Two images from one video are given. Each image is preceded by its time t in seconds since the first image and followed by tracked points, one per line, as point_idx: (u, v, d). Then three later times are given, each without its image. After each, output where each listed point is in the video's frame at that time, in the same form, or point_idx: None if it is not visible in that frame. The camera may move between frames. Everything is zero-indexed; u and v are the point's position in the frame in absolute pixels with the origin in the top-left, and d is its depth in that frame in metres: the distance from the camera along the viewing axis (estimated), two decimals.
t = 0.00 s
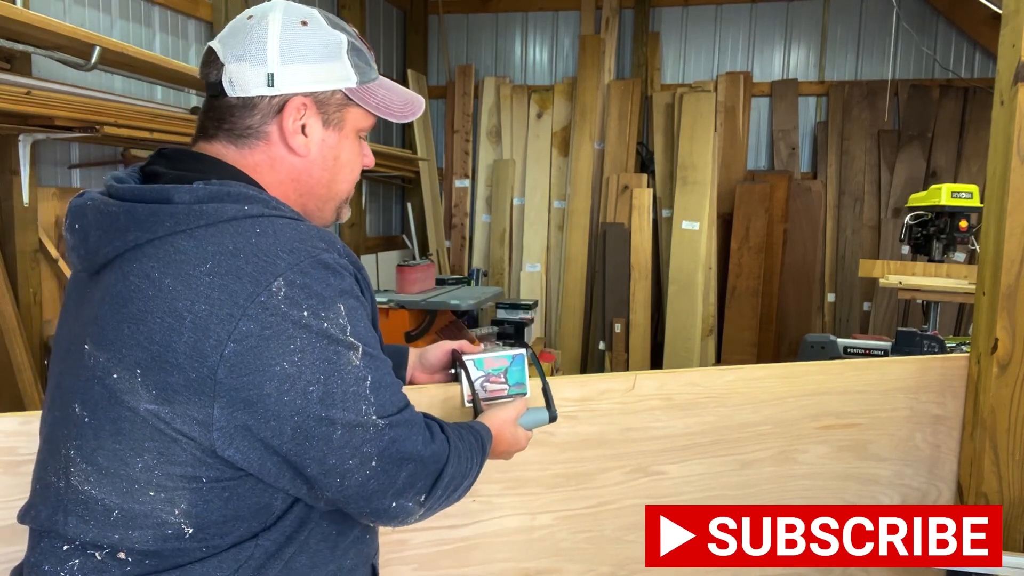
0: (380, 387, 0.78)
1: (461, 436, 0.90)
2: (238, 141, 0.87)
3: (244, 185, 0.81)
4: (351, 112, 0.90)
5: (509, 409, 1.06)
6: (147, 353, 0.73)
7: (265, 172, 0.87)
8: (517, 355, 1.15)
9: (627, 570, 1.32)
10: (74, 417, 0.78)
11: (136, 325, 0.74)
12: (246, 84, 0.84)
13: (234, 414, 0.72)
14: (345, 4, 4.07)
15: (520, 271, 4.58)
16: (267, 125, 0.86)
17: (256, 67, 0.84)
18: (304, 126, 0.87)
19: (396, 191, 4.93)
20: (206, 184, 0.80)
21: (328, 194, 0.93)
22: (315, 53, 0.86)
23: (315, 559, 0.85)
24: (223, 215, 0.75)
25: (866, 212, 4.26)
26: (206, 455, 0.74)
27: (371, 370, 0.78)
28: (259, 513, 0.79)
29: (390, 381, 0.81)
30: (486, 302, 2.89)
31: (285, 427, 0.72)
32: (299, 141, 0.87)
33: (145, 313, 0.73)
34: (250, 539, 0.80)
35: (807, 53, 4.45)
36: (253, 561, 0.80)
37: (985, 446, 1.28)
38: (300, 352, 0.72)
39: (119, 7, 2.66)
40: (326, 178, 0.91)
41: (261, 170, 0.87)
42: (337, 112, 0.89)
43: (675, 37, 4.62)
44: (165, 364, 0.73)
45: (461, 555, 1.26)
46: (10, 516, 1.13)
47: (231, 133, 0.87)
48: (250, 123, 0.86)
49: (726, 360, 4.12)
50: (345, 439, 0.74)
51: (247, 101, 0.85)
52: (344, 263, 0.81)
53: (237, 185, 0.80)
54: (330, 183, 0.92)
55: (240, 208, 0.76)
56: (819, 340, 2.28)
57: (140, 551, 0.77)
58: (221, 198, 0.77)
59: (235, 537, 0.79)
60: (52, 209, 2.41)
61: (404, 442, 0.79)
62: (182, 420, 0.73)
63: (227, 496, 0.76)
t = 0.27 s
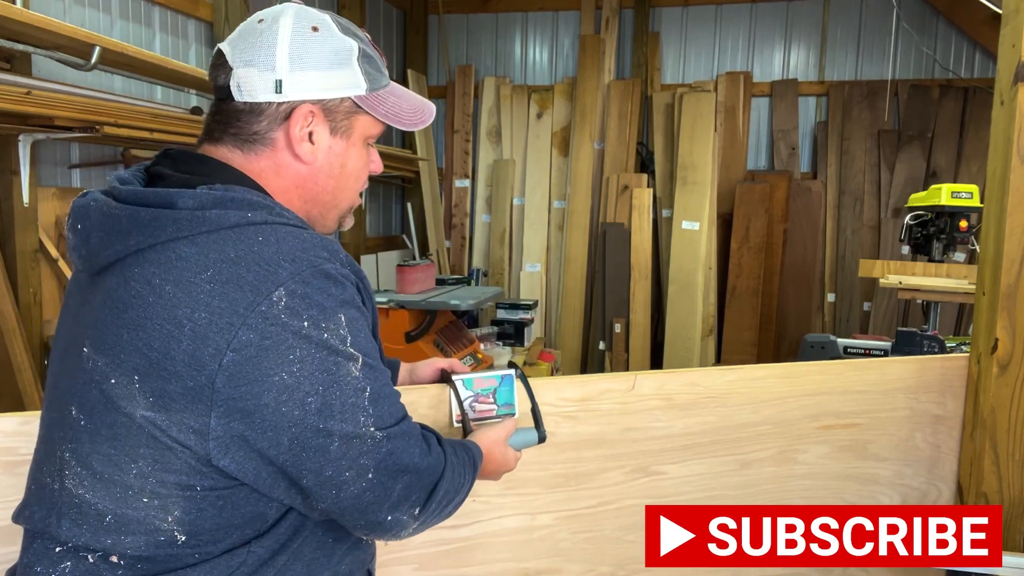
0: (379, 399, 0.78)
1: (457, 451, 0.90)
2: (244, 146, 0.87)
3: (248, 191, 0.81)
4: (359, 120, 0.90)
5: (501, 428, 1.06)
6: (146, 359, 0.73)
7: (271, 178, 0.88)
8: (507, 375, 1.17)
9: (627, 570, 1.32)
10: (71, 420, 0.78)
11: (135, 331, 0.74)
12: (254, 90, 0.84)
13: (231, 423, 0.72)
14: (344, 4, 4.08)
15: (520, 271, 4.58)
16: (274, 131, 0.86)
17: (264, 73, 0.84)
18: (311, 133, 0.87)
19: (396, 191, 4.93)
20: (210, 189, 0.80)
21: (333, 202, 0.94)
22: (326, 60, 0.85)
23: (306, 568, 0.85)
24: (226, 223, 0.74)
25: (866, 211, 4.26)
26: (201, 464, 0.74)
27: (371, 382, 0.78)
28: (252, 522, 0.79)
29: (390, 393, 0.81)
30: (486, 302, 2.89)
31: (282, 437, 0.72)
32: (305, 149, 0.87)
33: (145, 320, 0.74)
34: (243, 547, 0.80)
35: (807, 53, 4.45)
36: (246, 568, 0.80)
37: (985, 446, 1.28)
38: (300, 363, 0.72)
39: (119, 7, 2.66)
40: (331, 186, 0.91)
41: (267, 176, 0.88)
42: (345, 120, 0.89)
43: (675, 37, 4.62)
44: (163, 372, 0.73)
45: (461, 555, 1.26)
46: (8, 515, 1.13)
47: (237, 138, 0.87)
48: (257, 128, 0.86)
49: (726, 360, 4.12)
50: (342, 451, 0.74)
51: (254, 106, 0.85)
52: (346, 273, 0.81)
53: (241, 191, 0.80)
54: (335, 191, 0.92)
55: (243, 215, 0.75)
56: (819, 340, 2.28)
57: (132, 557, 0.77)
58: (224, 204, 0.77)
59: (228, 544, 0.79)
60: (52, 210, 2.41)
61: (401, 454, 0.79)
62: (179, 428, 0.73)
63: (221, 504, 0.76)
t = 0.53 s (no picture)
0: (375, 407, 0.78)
1: (451, 459, 0.90)
2: (244, 148, 0.87)
3: (246, 196, 0.81)
4: (360, 127, 0.90)
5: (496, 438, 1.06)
6: (140, 364, 0.73)
7: (270, 181, 0.88)
8: (504, 383, 1.18)
9: (627, 570, 1.32)
10: (64, 422, 0.79)
11: (130, 335, 0.74)
12: (257, 92, 0.84)
13: (224, 429, 0.72)
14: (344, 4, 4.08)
15: (520, 271, 4.58)
16: (274, 135, 0.86)
17: (267, 76, 0.84)
18: (312, 138, 0.87)
19: (396, 191, 4.93)
20: (208, 192, 0.80)
21: (331, 207, 0.94)
22: (329, 65, 0.86)
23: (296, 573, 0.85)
24: (224, 228, 0.74)
25: (866, 211, 4.26)
26: (193, 470, 0.74)
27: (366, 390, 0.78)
28: (243, 527, 0.79)
29: (385, 400, 0.81)
30: (486, 302, 2.89)
31: (275, 444, 0.72)
32: (305, 154, 0.87)
33: (140, 324, 0.74)
34: (233, 551, 0.80)
35: (807, 53, 4.45)
36: (236, 571, 0.80)
37: (985, 446, 1.28)
38: (296, 371, 0.72)
39: (119, 7, 2.66)
40: (330, 191, 0.91)
41: (266, 179, 0.88)
42: (345, 126, 0.89)
43: (675, 37, 4.62)
44: (157, 377, 0.73)
45: (461, 555, 1.26)
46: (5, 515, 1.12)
47: (237, 140, 0.87)
48: (258, 131, 0.86)
49: (726, 360, 4.12)
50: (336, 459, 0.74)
51: (256, 108, 0.85)
52: (343, 280, 0.81)
53: (238, 195, 0.80)
54: (333, 196, 0.92)
55: (241, 220, 0.75)
56: (819, 340, 2.28)
57: (122, 560, 0.77)
58: (222, 208, 0.77)
59: (218, 549, 0.79)
60: (52, 210, 2.41)
61: (395, 461, 0.79)
62: (171, 433, 0.73)
63: (212, 509, 0.76)
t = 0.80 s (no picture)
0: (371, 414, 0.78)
1: (447, 462, 0.90)
2: (244, 150, 0.87)
3: (244, 201, 0.80)
4: (362, 131, 0.90)
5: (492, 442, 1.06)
6: (135, 369, 0.73)
7: (270, 184, 0.88)
8: (504, 385, 1.18)
9: (627, 570, 1.32)
10: (59, 424, 0.79)
11: (126, 340, 0.74)
12: (259, 94, 0.84)
13: (219, 435, 0.72)
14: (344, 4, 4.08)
15: (520, 271, 4.58)
16: (275, 138, 0.86)
17: (270, 79, 0.84)
18: (313, 142, 0.87)
19: (396, 191, 4.93)
20: (205, 196, 0.79)
21: (331, 210, 0.94)
22: (332, 68, 0.85)
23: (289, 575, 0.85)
24: (221, 234, 0.74)
25: (866, 211, 4.26)
26: (188, 475, 0.74)
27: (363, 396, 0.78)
28: (238, 531, 0.79)
29: (381, 406, 0.81)
30: (486, 301, 2.89)
31: (270, 450, 0.72)
32: (305, 157, 0.87)
33: (136, 329, 0.74)
34: (229, 554, 0.80)
35: (807, 53, 4.45)
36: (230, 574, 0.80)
37: (985, 446, 1.28)
38: (291, 378, 0.72)
39: (118, 6, 2.66)
40: (330, 194, 0.91)
41: (266, 181, 0.88)
42: (347, 130, 0.89)
43: (675, 37, 4.62)
44: (152, 382, 0.73)
45: (461, 555, 1.26)
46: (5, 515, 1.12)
47: (238, 142, 0.87)
48: (258, 133, 0.86)
49: (726, 360, 4.12)
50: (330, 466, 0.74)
51: (257, 110, 0.85)
52: (339, 286, 0.81)
53: (236, 200, 0.80)
54: (333, 199, 0.92)
55: (238, 226, 0.75)
56: (819, 340, 2.27)
57: (116, 562, 0.77)
58: (220, 214, 0.76)
59: (213, 551, 0.79)
60: (52, 210, 2.41)
61: (390, 467, 0.79)
62: (167, 439, 0.73)
63: (207, 513, 0.76)
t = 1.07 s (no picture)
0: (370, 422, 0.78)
1: (451, 474, 0.90)
2: (252, 151, 0.87)
3: (252, 204, 0.81)
4: (369, 134, 0.90)
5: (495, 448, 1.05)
6: (139, 371, 0.73)
7: (277, 185, 0.88)
8: (504, 388, 1.17)
9: (627, 570, 1.32)
10: (64, 424, 0.79)
11: (130, 342, 0.74)
12: (266, 95, 0.85)
13: (218, 438, 0.72)
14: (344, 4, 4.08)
15: (520, 271, 4.58)
16: (282, 139, 0.86)
17: (277, 80, 0.85)
18: (319, 143, 0.87)
19: (396, 191, 4.93)
20: (213, 199, 0.80)
21: (337, 213, 0.93)
22: (340, 70, 0.85)
23: None
24: (227, 237, 0.74)
25: (866, 212, 4.26)
26: (188, 478, 0.74)
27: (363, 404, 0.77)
28: (238, 534, 0.79)
29: (381, 415, 0.80)
30: (486, 301, 2.89)
31: (268, 456, 0.72)
32: (312, 158, 0.87)
33: (140, 331, 0.74)
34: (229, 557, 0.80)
35: (807, 53, 4.45)
36: None
37: (985, 446, 1.28)
38: (291, 384, 0.72)
39: (119, 7, 2.66)
40: (337, 197, 0.91)
41: (273, 183, 0.88)
42: (354, 132, 0.88)
43: (675, 37, 4.62)
44: (154, 384, 0.73)
45: (462, 555, 1.26)
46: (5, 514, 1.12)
47: (246, 142, 0.87)
48: (266, 134, 0.86)
49: (726, 360, 4.12)
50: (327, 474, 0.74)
51: (264, 111, 0.85)
52: (344, 292, 0.81)
53: (243, 203, 0.80)
54: (339, 201, 0.92)
55: (244, 229, 0.75)
56: (819, 340, 2.28)
57: (117, 562, 0.77)
58: (227, 216, 0.76)
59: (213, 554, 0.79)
60: (52, 210, 2.41)
61: (388, 478, 0.79)
62: (167, 441, 0.73)
63: (206, 515, 0.76)
